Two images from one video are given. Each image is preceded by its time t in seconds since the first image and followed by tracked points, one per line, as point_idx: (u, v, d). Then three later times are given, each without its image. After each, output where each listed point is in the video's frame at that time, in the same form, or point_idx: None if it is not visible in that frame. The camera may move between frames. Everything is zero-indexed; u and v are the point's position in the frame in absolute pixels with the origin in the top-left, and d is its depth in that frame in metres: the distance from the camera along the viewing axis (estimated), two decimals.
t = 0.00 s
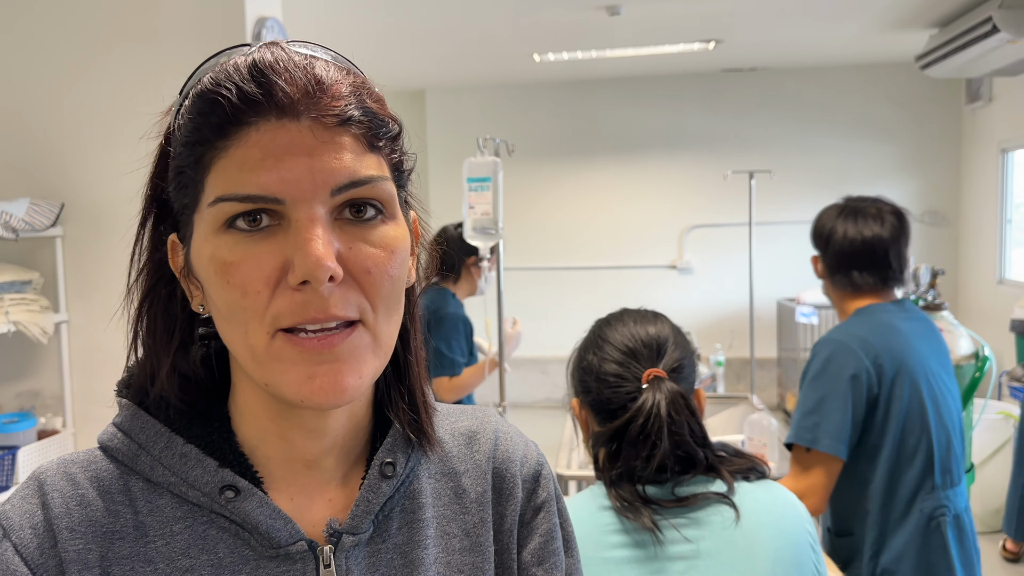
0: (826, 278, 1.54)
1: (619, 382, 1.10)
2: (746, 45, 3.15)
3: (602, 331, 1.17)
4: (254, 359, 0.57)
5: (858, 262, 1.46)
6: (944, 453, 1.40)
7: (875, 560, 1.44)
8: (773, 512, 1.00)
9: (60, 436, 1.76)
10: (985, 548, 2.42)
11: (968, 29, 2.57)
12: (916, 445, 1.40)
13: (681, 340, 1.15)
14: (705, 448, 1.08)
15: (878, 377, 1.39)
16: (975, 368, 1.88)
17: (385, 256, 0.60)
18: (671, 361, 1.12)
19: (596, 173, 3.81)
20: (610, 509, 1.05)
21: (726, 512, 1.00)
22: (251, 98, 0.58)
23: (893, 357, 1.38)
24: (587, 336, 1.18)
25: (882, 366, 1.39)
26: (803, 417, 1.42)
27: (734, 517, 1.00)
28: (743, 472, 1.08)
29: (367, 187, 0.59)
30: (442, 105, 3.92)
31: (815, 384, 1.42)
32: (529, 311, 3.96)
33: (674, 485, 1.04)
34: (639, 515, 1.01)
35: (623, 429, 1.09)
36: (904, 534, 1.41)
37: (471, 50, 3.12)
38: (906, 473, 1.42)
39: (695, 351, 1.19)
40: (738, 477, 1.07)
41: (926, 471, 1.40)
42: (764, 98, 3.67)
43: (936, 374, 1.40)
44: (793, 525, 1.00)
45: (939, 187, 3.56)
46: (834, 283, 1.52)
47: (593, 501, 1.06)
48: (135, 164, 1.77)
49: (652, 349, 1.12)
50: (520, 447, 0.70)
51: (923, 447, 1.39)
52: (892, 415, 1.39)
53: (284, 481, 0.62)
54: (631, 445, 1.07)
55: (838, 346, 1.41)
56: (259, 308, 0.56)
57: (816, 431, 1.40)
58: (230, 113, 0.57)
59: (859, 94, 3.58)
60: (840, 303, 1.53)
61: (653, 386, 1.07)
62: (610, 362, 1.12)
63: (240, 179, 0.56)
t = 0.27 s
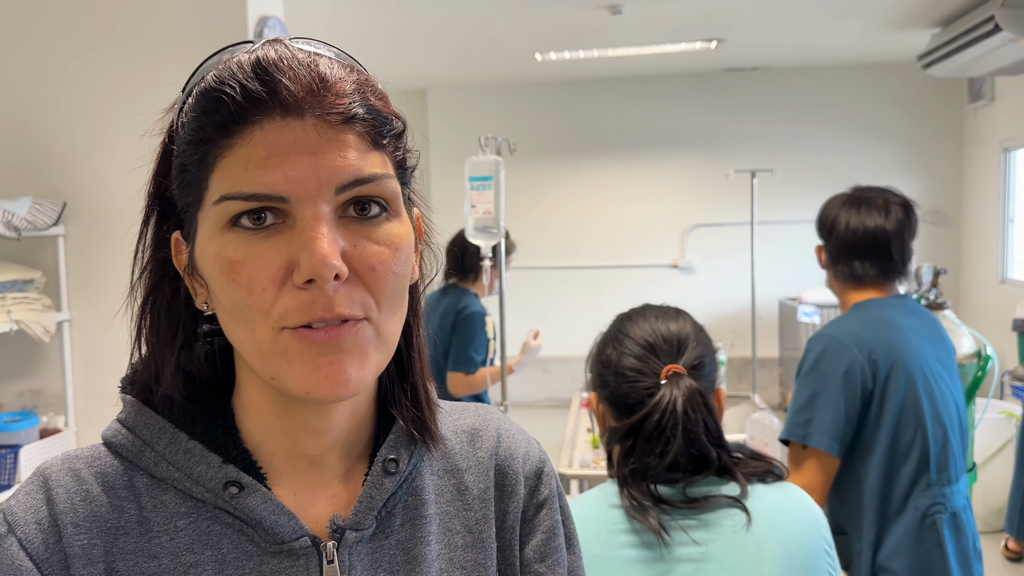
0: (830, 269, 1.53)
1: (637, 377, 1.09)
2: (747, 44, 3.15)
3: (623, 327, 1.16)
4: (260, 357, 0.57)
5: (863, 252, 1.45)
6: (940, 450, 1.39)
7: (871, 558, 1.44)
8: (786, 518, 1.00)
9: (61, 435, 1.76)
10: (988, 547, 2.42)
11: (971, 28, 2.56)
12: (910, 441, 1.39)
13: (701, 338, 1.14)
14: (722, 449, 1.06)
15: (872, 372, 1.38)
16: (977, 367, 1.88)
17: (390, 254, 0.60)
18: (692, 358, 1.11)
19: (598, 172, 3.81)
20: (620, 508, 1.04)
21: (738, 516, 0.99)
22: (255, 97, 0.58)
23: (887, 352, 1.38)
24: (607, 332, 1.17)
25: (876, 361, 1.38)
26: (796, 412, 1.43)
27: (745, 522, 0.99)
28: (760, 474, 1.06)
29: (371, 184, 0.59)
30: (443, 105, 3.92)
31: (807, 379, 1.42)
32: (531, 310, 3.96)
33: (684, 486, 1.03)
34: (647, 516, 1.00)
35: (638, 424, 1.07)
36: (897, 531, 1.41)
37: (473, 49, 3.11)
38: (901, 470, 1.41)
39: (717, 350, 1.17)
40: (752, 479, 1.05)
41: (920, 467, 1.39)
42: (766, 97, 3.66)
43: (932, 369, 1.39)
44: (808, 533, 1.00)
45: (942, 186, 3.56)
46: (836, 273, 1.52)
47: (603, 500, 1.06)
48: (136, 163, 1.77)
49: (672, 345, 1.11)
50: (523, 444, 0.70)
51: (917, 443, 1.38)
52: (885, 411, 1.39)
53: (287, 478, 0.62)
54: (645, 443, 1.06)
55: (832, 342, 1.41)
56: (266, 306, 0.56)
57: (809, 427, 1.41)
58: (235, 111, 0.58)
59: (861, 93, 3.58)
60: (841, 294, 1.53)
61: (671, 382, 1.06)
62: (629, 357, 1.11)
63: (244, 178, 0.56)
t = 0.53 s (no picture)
0: (838, 264, 1.48)
1: (657, 369, 1.09)
2: (748, 44, 3.14)
3: (645, 322, 1.17)
4: (257, 358, 0.57)
5: (878, 241, 1.43)
6: (953, 451, 1.39)
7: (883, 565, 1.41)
8: (799, 524, 0.97)
9: (62, 434, 1.76)
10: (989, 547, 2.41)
11: (972, 28, 2.56)
12: (927, 443, 1.38)
13: (723, 336, 1.15)
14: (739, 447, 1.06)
15: (891, 376, 1.37)
16: (978, 367, 1.87)
17: (386, 255, 0.60)
18: (714, 354, 1.11)
19: (598, 172, 3.81)
20: (631, 508, 1.03)
21: (748, 523, 0.98)
22: (252, 98, 0.57)
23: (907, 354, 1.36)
24: (630, 326, 1.17)
25: (896, 364, 1.37)
26: (816, 420, 1.39)
27: (756, 528, 0.97)
28: (774, 478, 1.05)
29: (368, 185, 0.59)
30: (444, 104, 3.92)
31: (828, 386, 1.39)
32: (531, 310, 3.96)
33: (698, 489, 1.02)
34: (655, 517, 1.00)
35: (659, 417, 1.07)
36: (915, 536, 1.39)
37: (474, 48, 3.11)
38: (916, 474, 1.39)
39: (735, 350, 1.18)
40: (766, 483, 1.04)
41: (936, 471, 1.38)
42: (766, 96, 3.66)
43: (946, 372, 1.39)
44: (821, 542, 0.97)
45: (943, 186, 3.55)
46: (853, 270, 1.46)
47: (614, 499, 1.05)
48: (136, 162, 1.77)
49: (694, 340, 1.12)
50: (522, 441, 0.70)
51: (934, 445, 1.38)
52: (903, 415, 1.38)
53: (285, 476, 0.62)
54: (667, 433, 1.06)
55: (851, 346, 1.39)
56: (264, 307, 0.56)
57: (830, 434, 1.38)
58: (231, 113, 0.57)
59: (861, 93, 3.57)
60: (860, 291, 1.47)
61: (693, 376, 1.06)
62: (652, 350, 1.11)
63: (241, 180, 0.56)
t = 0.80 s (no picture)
0: (854, 259, 1.50)
1: (672, 365, 1.10)
2: (749, 43, 3.14)
3: (663, 319, 1.17)
4: (257, 362, 0.57)
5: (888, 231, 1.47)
6: (959, 455, 1.39)
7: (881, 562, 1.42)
8: (808, 525, 0.97)
9: (63, 432, 1.76)
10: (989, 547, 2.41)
11: (974, 27, 2.56)
12: (935, 447, 1.38)
13: (740, 337, 1.14)
14: (750, 446, 1.06)
15: (905, 380, 1.37)
16: (978, 367, 1.87)
17: (386, 262, 0.60)
18: (730, 354, 1.11)
19: (599, 171, 3.81)
20: (641, 505, 1.04)
21: (755, 523, 0.98)
22: (252, 106, 0.57)
23: (920, 359, 1.37)
24: (648, 322, 1.17)
25: (909, 369, 1.37)
26: (829, 422, 1.39)
27: (763, 529, 0.97)
28: (785, 479, 1.04)
29: (369, 195, 0.59)
30: (445, 103, 3.92)
31: (842, 389, 1.38)
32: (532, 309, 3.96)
33: (706, 486, 1.02)
34: (661, 515, 1.00)
35: (672, 413, 1.07)
36: (920, 538, 1.39)
37: (475, 47, 3.11)
38: (920, 476, 1.40)
39: (751, 351, 1.17)
40: (775, 484, 1.03)
41: (941, 475, 1.38)
42: (767, 96, 3.66)
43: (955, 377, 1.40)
44: (828, 546, 0.96)
45: (944, 185, 3.55)
46: (874, 261, 1.48)
47: (625, 496, 1.05)
48: (137, 161, 1.77)
49: (712, 338, 1.12)
50: (519, 438, 0.70)
51: (941, 448, 1.38)
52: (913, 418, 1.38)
53: (282, 472, 0.62)
54: (679, 429, 1.05)
55: (866, 349, 1.38)
56: (262, 313, 0.57)
57: (844, 437, 1.37)
58: (232, 120, 0.57)
59: (862, 92, 3.57)
60: (883, 280, 1.50)
61: (707, 374, 1.05)
62: (668, 347, 1.12)
63: (242, 188, 0.56)
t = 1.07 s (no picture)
0: (858, 259, 1.50)
1: (682, 364, 1.10)
2: (751, 42, 3.14)
3: (678, 317, 1.17)
4: (253, 355, 0.57)
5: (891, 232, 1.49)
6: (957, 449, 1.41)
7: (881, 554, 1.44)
8: (813, 526, 0.97)
9: (65, 430, 1.76)
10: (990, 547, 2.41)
11: (977, 27, 2.55)
12: (937, 442, 1.39)
13: (753, 338, 1.14)
14: (760, 448, 1.06)
15: (911, 377, 1.38)
16: (979, 366, 1.87)
17: (383, 254, 0.60)
18: (741, 355, 1.11)
19: (600, 170, 3.81)
20: (645, 502, 1.03)
21: (761, 523, 0.98)
22: (249, 97, 0.58)
23: (924, 356, 1.38)
24: (664, 319, 1.18)
25: (915, 366, 1.37)
26: (836, 419, 1.39)
27: (768, 529, 0.97)
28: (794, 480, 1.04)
29: (365, 186, 0.59)
30: (447, 102, 3.92)
31: (849, 386, 1.38)
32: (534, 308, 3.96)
33: (712, 486, 1.03)
34: (666, 512, 1.00)
35: (681, 410, 1.07)
36: (920, 528, 1.40)
37: (477, 46, 3.11)
38: (920, 471, 1.41)
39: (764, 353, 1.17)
40: (782, 485, 1.03)
41: (939, 470, 1.39)
42: (769, 95, 3.66)
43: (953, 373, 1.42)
44: (833, 548, 0.96)
45: (946, 185, 3.54)
46: (877, 255, 1.50)
47: (630, 493, 1.05)
48: (137, 158, 1.77)
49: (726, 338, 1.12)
50: (516, 437, 0.70)
51: (942, 444, 1.39)
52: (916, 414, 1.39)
53: (280, 470, 0.62)
54: (687, 427, 1.06)
55: (873, 348, 1.38)
56: (258, 304, 0.57)
57: (851, 433, 1.37)
58: (228, 112, 0.58)
59: (864, 92, 3.57)
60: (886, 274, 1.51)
61: (717, 372, 1.06)
62: (680, 346, 1.12)
63: (238, 179, 0.56)
